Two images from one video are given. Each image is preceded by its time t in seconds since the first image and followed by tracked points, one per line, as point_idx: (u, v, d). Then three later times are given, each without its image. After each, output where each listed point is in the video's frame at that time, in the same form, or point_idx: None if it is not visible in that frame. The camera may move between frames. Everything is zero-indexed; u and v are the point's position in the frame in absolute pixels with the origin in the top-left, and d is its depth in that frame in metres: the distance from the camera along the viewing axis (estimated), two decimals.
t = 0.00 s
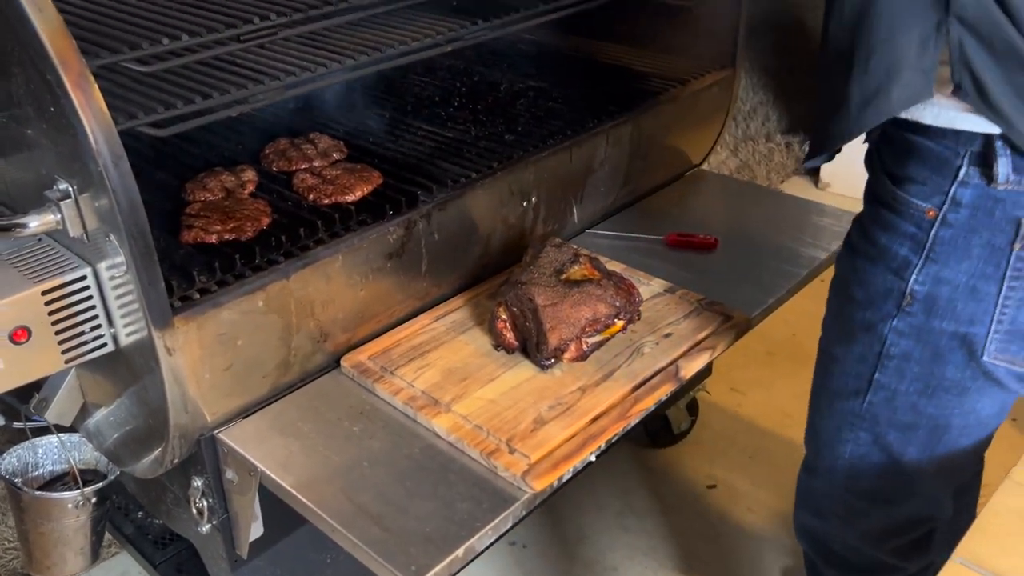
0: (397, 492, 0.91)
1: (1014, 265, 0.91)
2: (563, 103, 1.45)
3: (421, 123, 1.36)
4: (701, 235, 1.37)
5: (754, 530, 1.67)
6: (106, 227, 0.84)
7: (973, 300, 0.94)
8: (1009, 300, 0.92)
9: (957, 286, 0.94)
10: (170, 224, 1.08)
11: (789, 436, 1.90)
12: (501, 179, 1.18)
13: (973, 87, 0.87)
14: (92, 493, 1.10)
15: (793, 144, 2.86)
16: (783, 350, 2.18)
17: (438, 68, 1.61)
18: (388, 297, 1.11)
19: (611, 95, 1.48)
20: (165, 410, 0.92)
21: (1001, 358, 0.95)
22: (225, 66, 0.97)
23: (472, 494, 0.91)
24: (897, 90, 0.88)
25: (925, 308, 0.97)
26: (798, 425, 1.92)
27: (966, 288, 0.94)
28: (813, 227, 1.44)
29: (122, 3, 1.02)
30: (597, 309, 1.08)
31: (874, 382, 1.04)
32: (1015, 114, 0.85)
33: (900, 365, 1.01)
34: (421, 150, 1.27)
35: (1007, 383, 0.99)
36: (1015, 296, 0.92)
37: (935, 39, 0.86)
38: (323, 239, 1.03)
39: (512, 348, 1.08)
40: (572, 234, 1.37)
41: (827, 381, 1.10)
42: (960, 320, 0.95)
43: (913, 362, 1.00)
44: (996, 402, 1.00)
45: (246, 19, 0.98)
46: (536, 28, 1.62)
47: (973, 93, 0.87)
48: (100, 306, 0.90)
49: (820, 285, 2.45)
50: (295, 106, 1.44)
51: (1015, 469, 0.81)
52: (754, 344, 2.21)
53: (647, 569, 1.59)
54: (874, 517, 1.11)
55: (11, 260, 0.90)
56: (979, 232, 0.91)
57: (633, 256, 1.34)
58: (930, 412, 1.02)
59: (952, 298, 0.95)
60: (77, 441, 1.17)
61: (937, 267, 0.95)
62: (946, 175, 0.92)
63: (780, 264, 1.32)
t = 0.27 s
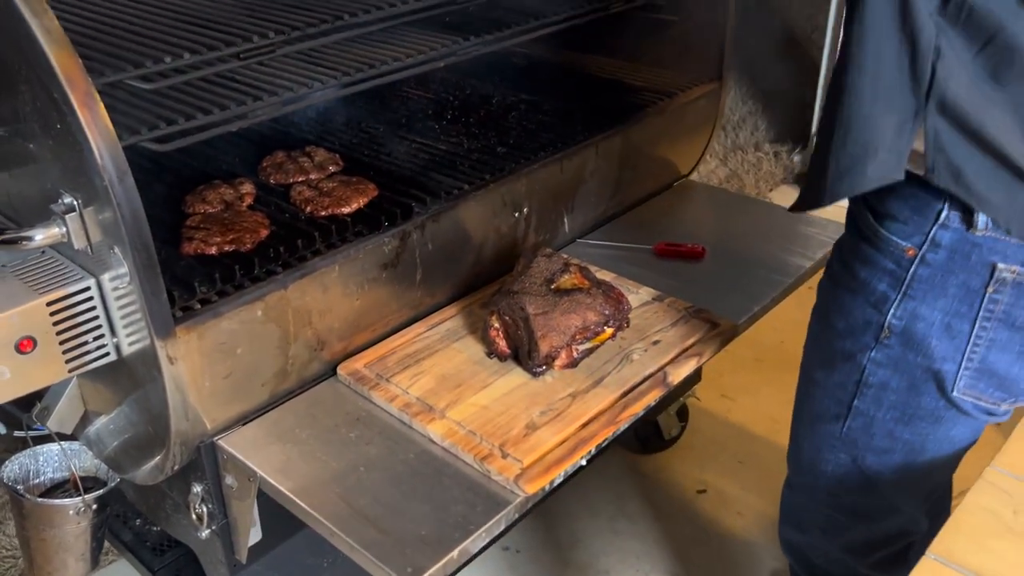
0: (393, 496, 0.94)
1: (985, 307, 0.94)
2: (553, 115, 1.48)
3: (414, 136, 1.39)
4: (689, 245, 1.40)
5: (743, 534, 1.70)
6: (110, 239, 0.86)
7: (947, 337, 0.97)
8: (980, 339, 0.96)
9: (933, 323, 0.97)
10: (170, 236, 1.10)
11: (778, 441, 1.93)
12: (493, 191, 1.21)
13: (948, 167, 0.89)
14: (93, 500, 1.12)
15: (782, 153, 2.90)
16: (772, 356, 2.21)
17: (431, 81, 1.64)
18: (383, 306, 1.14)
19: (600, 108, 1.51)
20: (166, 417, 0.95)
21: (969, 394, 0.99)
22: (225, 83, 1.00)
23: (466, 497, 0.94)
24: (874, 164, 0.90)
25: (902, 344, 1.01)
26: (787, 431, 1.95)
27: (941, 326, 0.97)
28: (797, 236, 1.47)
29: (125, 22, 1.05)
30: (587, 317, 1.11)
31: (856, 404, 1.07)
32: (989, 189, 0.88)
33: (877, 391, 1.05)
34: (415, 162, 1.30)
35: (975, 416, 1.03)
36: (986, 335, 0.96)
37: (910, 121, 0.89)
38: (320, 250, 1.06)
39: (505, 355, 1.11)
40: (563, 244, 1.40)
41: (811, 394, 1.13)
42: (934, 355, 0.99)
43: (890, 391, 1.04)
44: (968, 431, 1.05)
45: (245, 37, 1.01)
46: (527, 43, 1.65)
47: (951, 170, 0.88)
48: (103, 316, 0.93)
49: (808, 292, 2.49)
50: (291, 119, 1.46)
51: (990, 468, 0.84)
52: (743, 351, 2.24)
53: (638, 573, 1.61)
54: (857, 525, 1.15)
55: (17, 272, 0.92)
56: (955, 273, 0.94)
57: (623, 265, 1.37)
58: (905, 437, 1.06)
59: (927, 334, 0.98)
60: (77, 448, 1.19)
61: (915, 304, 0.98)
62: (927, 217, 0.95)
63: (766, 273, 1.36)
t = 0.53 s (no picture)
0: (393, 493, 0.96)
1: (989, 329, 0.93)
2: (547, 123, 1.52)
3: (411, 143, 1.42)
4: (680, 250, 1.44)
5: (735, 533, 1.73)
6: (118, 245, 0.89)
7: (950, 357, 0.96)
8: (984, 360, 0.95)
9: (936, 344, 0.97)
10: (173, 242, 1.13)
11: (770, 442, 1.96)
12: (489, 196, 1.24)
13: (954, 235, 0.91)
14: (98, 500, 1.15)
15: (773, 157, 2.95)
16: (764, 359, 2.25)
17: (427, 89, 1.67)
18: (382, 310, 1.17)
19: (593, 115, 1.55)
20: (172, 418, 0.98)
21: (970, 417, 0.98)
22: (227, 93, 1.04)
23: (464, 494, 0.96)
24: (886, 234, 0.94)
25: (904, 366, 1.00)
26: (779, 431, 1.99)
27: (943, 346, 0.96)
28: (786, 240, 1.51)
29: (130, 34, 1.08)
30: (581, 319, 1.14)
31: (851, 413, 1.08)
32: (994, 253, 0.90)
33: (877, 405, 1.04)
34: (412, 169, 1.33)
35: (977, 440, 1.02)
36: (990, 357, 0.94)
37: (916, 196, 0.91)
38: (321, 255, 1.09)
39: (500, 357, 1.14)
40: (557, 249, 1.44)
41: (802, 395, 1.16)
42: (935, 375, 0.98)
43: (892, 410, 1.03)
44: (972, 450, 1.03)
45: (247, 48, 1.04)
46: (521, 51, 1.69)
47: (956, 235, 0.91)
48: (110, 320, 0.95)
49: (799, 295, 2.52)
50: (290, 127, 1.49)
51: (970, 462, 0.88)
52: (736, 354, 2.28)
53: (632, 571, 1.64)
54: (849, 528, 1.15)
55: (26, 278, 0.95)
56: (958, 295, 0.94)
57: (617, 269, 1.40)
58: (905, 455, 1.05)
59: (929, 355, 0.97)
60: (82, 451, 1.22)
61: (918, 324, 0.98)
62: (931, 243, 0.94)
63: (755, 275, 1.39)
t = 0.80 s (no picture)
0: (393, 489, 0.99)
1: (963, 333, 0.97)
2: (541, 129, 1.55)
3: (408, 149, 1.46)
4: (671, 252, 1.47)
5: (727, 531, 1.76)
6: (126, 249, 0.92)
7: (927, 359, 1.00)
8: (959, 362, 0.99)
9: (913, 345, 1.01)
10: (177, 246, 1.16)
11: (761, 441, 1.99)
12: (484, 201, 1.27)
13: (953, 268, 0.93)
14: (104, 499, 1.18)
15: (763, 161, 2.99)
16: (755, 359, 2.28)
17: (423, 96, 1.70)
18: (381, 312, 1.20)
19: (585, 121, 1.58)
20: (178, 417, 1.01)
21: (945, 416, 1.02)
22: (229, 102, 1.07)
23: (462, 489, 1.00)
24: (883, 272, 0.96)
25: (883, 368, 1.04)
26: (770, 431, 2.02)
27: (921, 348, 1.00)
28: (774, 241, 1.55)
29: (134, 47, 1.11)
30: (574, 319, 1.18)
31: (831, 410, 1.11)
32: (989, 286, 0.93)
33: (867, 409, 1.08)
34: (409, 174, 1.36)
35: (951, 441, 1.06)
36: (964, 359, 0.99)
37: (920, 226, 0.93)
38: (321, 258, 1.12)
39: (496, 356, 1.17)
40: (551, 252, 1.47)
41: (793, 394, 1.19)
42: (912, 376, 1.02)
43: (871, 409, 1.07)
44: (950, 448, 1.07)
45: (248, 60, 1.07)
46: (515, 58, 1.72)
47: (954, 270, 0.93)
48: (117, 323, 0.98)
49: (790, 297, 2.56)
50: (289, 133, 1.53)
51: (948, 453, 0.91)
52: (727, 355, 2.31)
53: (627, 569, 1.67)
54: (834, 519, 1.19)
55: (35, 282, 0.98)
56: (934, 301, 0.98)
57: (609, 272, 1.44)
58: (885, 452, 1.09)
59: (907, 356, 1.02)
60: (88, 451, 1.25)
61: (896, 327, 1.02)
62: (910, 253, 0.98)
63: (745, 276, 1.43)
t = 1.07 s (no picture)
0: (391, 483, 1.01)
1: (935, 333, 0.99)
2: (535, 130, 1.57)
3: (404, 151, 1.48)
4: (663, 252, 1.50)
5: (720, 527, 1.79)
6: (128, 250, 0.94)
7: (900, 355, 1.03)
8: (931, 359, 1.01)
9: (887, 342, 1.03)
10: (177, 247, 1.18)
11: (753, 438, 2.02)
12: (479, 201, 1.30)
13: (909, 270, 0.96)
14: (105, 497, 1.20)
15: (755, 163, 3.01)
16: (747, 358, 2.31)
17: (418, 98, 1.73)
18: (378, 311, 1.22)
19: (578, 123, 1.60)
20: (179, 415, 1.02)
21: (918, 412, 1.05)
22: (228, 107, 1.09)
23: (458, 483, 1.02)
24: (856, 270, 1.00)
25: (858, 363, 1.06)
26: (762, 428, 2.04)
27: (894, 345, 1.02)
28: (764, 241, 1.57)
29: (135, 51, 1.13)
30: (567, 317, 1.20)
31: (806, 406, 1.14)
32: (942, 290, 0.95)
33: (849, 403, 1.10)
34: (405, 176, 1.38)
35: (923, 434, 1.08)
36: (936, 357, 1.01)
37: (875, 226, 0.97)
38: (319, 258, 1.14)
39: (490, 354, 1.20)
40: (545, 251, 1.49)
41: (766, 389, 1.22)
42: (886, 372, 1.04)
43: (845, 404, 1.10)
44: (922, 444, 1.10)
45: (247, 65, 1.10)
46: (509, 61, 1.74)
47: (909, 273, 0.96)
48: (118, 323, 1.00)
49: (782, 296, 2.59)
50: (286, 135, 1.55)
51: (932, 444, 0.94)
52: (720, 353, 2.34)
53: (621, 564, 1.69)
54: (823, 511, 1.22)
55: (39, 283, 1.00)
56: (907, 300, 1.00)
57: (602, 271, 1.46)
58: (859, 446, 1.12)
59: (882, 352, 1.04)
60: (89, 450, 1.27)
61: (870, 325, 1.04)
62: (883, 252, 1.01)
63: (735, 275, 1.45)
